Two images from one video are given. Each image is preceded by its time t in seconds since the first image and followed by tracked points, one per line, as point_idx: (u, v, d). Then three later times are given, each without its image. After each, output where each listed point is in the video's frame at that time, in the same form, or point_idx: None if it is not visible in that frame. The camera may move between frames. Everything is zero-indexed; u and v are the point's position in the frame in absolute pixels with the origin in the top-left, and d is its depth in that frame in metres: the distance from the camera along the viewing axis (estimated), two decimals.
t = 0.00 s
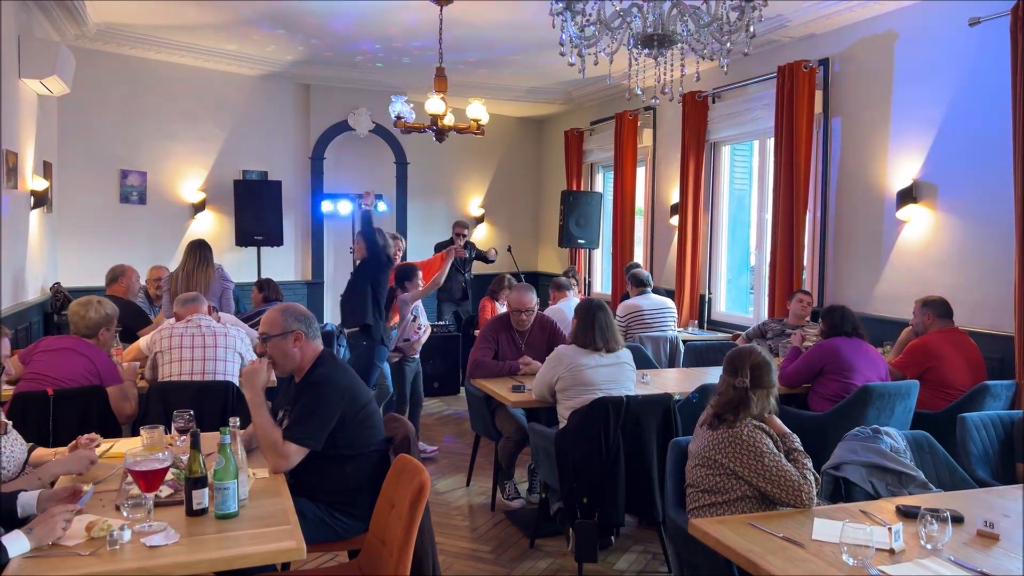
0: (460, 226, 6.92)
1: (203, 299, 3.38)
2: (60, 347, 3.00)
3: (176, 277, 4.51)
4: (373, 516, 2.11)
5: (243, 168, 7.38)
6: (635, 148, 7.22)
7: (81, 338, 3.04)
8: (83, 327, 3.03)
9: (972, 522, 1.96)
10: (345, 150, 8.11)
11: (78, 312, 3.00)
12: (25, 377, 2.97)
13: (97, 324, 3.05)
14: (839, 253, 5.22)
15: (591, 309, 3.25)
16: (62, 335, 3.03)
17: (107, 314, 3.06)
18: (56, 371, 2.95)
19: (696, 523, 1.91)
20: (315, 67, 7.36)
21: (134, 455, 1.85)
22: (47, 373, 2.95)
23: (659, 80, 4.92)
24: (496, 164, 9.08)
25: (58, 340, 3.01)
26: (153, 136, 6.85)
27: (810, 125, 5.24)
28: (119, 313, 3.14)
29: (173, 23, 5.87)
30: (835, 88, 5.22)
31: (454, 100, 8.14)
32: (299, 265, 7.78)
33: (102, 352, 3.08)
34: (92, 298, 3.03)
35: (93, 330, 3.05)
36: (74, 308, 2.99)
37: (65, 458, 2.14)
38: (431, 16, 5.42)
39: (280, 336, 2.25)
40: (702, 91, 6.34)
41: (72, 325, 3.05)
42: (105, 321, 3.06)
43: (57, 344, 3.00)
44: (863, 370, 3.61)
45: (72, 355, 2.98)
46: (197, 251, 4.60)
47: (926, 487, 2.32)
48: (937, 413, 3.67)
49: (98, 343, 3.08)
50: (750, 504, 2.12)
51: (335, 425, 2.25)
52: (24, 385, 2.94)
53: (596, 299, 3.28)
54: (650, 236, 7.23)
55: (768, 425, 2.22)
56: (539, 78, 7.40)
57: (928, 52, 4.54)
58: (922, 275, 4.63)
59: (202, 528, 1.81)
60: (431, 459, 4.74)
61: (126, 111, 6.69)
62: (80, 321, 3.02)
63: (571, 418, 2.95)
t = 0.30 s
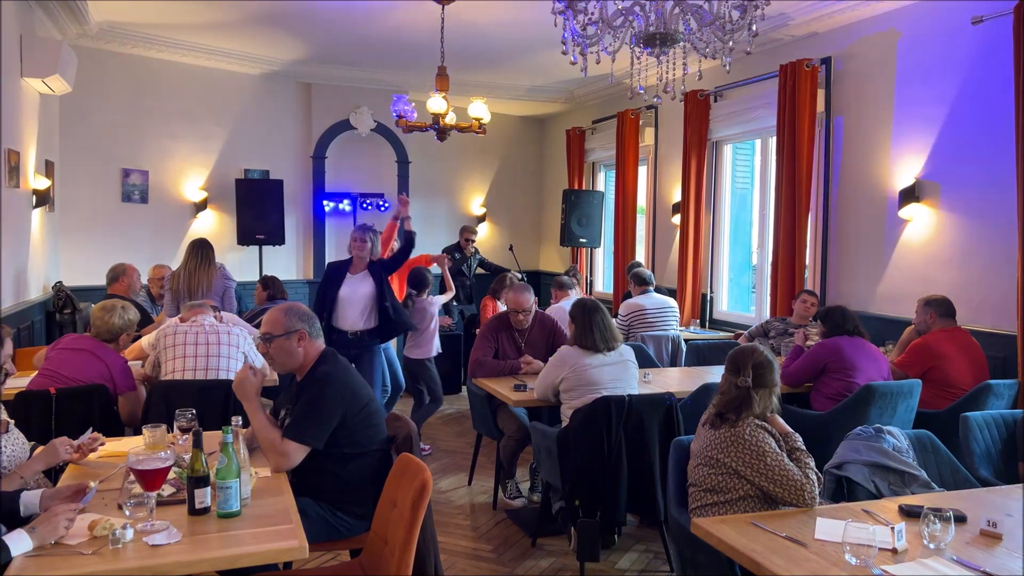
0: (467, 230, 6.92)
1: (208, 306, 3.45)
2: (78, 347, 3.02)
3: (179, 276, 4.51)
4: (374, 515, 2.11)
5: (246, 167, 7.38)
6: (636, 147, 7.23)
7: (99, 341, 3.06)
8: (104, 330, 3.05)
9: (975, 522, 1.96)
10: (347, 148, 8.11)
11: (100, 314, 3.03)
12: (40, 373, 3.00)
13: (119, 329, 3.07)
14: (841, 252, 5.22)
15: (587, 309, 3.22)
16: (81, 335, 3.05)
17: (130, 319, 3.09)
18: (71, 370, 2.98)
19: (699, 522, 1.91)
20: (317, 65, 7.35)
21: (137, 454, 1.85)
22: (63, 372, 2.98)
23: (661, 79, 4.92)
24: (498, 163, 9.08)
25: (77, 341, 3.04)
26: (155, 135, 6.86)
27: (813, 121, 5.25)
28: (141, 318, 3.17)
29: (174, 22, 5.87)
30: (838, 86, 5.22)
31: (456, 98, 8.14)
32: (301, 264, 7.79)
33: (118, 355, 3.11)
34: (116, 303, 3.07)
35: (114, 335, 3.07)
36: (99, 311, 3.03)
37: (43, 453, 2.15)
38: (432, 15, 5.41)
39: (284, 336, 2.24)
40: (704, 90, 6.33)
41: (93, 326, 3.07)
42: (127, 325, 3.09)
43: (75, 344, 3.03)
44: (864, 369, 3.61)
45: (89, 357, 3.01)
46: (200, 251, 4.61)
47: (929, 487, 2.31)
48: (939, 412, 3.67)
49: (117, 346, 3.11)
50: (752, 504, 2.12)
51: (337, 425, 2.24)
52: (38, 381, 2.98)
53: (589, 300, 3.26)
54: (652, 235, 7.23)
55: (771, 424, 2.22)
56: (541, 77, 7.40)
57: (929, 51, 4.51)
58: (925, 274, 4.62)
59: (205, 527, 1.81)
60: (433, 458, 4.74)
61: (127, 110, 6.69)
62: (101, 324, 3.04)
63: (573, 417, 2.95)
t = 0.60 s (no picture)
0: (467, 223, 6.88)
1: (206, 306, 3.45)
2: (84, 348, 3.03)
3: (180, 275, 4.51)
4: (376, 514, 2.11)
5: (247, 166, 7.38)
6: (638, 146, 7.23)
7: (104, 342, 3.06)
8: (110, 331, 3.05)
9: (977, 522, 1.96)
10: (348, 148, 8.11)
11: (105, 316, 3.03)
12: (46, 371, 3.01)
13: (124, 330, 3.07)
14: (844, 252, 5.21)
15: (602, 307, 3.24)
16: (87, 335, 3.06)
17: (135, 321, 3.08)
18: (76, 369, 2.99)
19: (701, 522, 1.90)
20: (318, 65, 7.35)
21: (139, 453, 1.85)
22: (69, 370, 2.99)
23: (663, 78, 4.92)
24: (499, 162, 9.07)
25: (82, 340, 3.04)
26: (157, 135, 6.86)
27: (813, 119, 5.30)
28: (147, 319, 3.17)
29: (176, 22, 5.87)
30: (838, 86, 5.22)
31: (458, 98, 8.14)
32: (303, 263, 7.79)
33: (121, 356, 3.11)
34: (121, 304, 3.06)
35: (119, 336, 3.07)
36: (104, 313, 3.02)
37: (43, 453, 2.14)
38: (433, 14, 5.41)
39: (286, 339, 2.25)
40: (705, 90, 6.32)
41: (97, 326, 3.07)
42: (132, 327, 3.08)
43: (81, 343, 3.04)
44: (866, 368, 3.61)
45: (94, 357, 3.02)
46: (203, 250, 4.60)
47: (930, 486, 2.31)
48: (941, 412, 3.67)
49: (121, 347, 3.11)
50: (754, 503, 2.11)
51: (337, 424, 2.24)
52: (42, 378, 2.99)
53: (606, 296, 3.29)
54: (654, 235, 7.22)
55: (773, 424, 2.21)
56: (542, 76, 7.39)
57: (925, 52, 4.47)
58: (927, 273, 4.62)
59: (207, 527, 1.81)
60: (435, 457, 4.74)
61: (129, 110, 6.70)
62: (107, 326, 3.04)
63: (574, 417, 2.94)
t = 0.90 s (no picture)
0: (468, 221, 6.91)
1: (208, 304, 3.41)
2: (86, 347, 3.03)
3: (182, 274, 4.51)
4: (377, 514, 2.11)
5: (249, 166, 7.38)
6: (639, 146, 7.22)
7: (106, 342, 3.06)
8: (111, 331, 3.05)
9: (979, 521, 1.96)
10: (349, 148, 8.12)
11: (106, 316, 3.03)
12: (47, 370, 3.01)
13: (126, 330, 3.07)
14: (845, 252, 5.20)
15: (622, 308, 3.24)
16: (89, 335, 3.06)
17: (136, 321, 3.08)
18: (77, 368, 2.99)
19: (702, 522, 1.91)
20: (320, 65, 7.36)
21: (141, 453, 1.85)
22: (70, 370, 2.99)
23: (664, 78, 4.91)
24: (501, 162, 9.07)
25: (84, 340, 3.05)
26: (159, 134, 6.86)
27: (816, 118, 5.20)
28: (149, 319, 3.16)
29: (178, 21, 5.87)
30: (841, 85, 5.19)
31: (459, 97, 8.14)
32: (304, 263, 7.80)
33: (123, 356, 3.11)
34: (122, 304, 3.05)
35: (121, 336, 3.07)
36: (105, 312, 3.02)
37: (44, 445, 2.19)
38: (435, 13, 5.41)
39: (282, 345, 2.25)
40: (707, 89, 6.32)
41: (98, 326, 3.06)
42: (133, 327, 3.07)
43: (83, 343, 3.04)
44: (868, 368, 3.61)
45: (96, 357, 3.02)
46: (204, 249, 4.61)
47: (931, 486, 2.32)
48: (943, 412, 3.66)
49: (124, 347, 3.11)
50: (756, 502, 2.11)
51: (336, 424, 2.25)
52: (44, 377, 2.99)
53: (625, 298, 3.28)
54: (655, 234, 7.21)
55: (774, 424, 2.21)
56: (544, 75, 7.39)
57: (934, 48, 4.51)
58: (928, 273, 4.62)
59: (208, 526, 1.81)
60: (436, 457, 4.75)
61: (130, 109, 6.70)
62: (109, 326, 3.04)
63: (575, 416, 2.95)
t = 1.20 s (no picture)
0: (467, 220, 6.86)
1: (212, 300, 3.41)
2: (90, 348, 3.04)
3: (184, 274, 4.52)
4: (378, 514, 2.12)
5: (250, 166, 7.39)
6: (641, 146, 7.22)
7: (108, 342, 3.07)
8: (113, 331, 3.06)
9: (980, 521, 1.96)
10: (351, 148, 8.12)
11: (110, 317, 3.05)
12: (50, 370, 3.01)
13: (129, 330, 3.08)
14: (846, 251, 5.20)
15: (619, 308, 3.25)
16: (93, 335, 3.08)
17: (140, 321, 3.09)
18: (80, 368, 3.00)
19: (703, 521, 1.91)
20: (321, 65, 7.37)
21: (143, 453, 1.85)
22: (73, 369, 3.00)
23: (665, 78, 4.92)
24: (502, 162, 9.07)
25: (87, 340, 3.07)
26: (160, 134, 6.87)
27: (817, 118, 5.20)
28: (151, 320, 3.17)
29: (180, 21, 5.88)
30: (842, 85, 5.19)
31: (460, 97, 8.14)
32: (305, 263, 7.80)
33: (127, 357, 3.12)
34: (126, 304, 3.07)
35: (124, 336, 3.08)
36: (109, 312, 3.04)
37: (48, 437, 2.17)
38: (436, 13, 5.41)
39: (283, 346, 2.25)
40: (708, 88, 6.32)
41: (102, 326, 3.08)
42: (137, 327, 3.08)
43: (87, 344, 3.06)
44: (870, 367, 3.61)
45: (99, 357, 3.03)
46: (207, 250, 4.63)
47: (933, 485, 2.32)
48: (944, 411, 3.66)
49: (127, 347, 3.11)
50: (757, 502, 2.11)
51: (336, 423, 2.25)
52: (47, 376, 2.99)
53: (624, 297, 3.29)
54: (656, 234, 7.21)
55: (775, 423, 2.21)
56: (545, 75, 7.39)
57: (936, 48, 4.51)
58: (929, 272, 4.62)
59: (210, 526, 1.82)
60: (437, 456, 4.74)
61: (132, 109, 6.71)
62: (111, 325, 3.06)
63: (576, 416, 2.95)
